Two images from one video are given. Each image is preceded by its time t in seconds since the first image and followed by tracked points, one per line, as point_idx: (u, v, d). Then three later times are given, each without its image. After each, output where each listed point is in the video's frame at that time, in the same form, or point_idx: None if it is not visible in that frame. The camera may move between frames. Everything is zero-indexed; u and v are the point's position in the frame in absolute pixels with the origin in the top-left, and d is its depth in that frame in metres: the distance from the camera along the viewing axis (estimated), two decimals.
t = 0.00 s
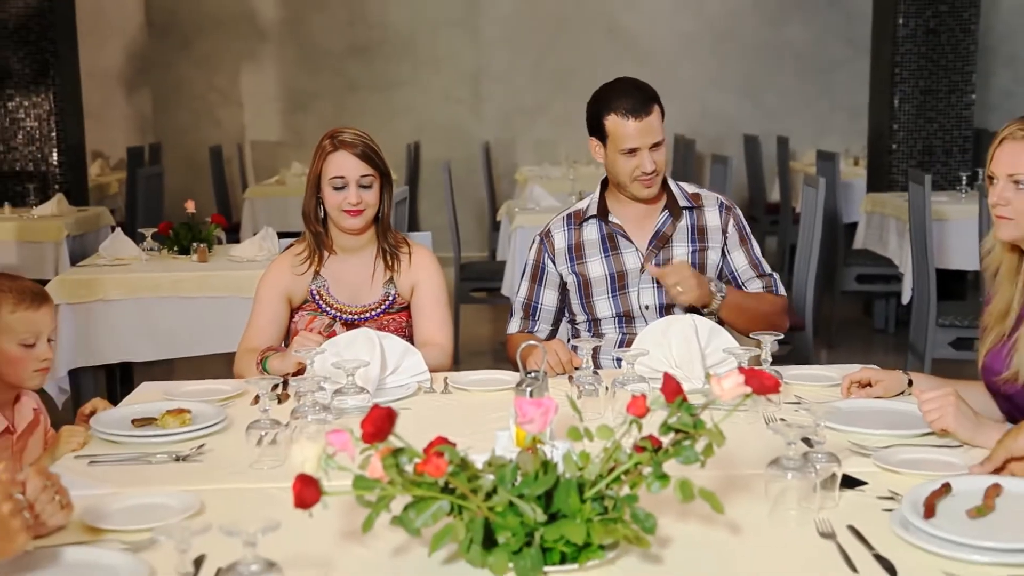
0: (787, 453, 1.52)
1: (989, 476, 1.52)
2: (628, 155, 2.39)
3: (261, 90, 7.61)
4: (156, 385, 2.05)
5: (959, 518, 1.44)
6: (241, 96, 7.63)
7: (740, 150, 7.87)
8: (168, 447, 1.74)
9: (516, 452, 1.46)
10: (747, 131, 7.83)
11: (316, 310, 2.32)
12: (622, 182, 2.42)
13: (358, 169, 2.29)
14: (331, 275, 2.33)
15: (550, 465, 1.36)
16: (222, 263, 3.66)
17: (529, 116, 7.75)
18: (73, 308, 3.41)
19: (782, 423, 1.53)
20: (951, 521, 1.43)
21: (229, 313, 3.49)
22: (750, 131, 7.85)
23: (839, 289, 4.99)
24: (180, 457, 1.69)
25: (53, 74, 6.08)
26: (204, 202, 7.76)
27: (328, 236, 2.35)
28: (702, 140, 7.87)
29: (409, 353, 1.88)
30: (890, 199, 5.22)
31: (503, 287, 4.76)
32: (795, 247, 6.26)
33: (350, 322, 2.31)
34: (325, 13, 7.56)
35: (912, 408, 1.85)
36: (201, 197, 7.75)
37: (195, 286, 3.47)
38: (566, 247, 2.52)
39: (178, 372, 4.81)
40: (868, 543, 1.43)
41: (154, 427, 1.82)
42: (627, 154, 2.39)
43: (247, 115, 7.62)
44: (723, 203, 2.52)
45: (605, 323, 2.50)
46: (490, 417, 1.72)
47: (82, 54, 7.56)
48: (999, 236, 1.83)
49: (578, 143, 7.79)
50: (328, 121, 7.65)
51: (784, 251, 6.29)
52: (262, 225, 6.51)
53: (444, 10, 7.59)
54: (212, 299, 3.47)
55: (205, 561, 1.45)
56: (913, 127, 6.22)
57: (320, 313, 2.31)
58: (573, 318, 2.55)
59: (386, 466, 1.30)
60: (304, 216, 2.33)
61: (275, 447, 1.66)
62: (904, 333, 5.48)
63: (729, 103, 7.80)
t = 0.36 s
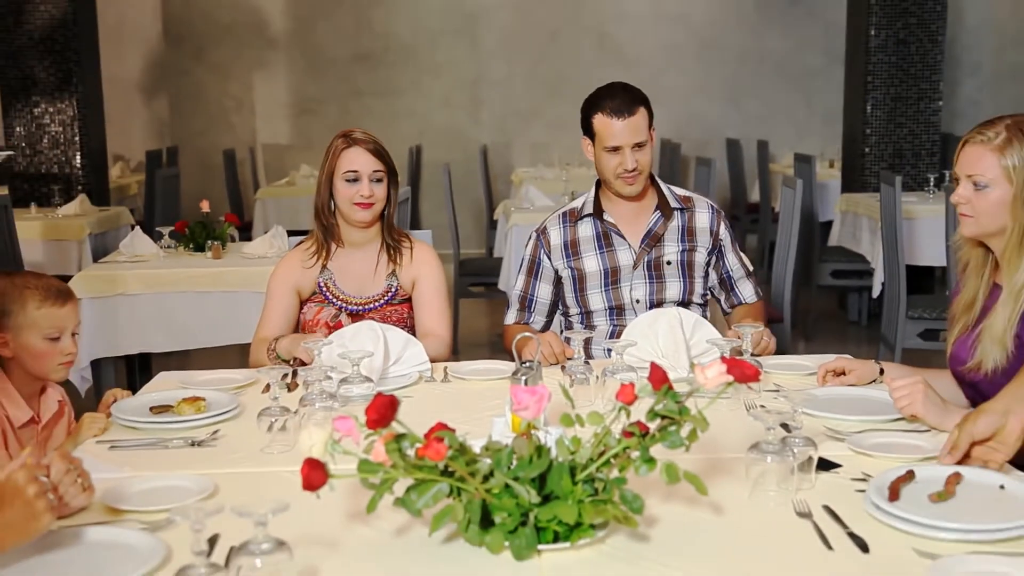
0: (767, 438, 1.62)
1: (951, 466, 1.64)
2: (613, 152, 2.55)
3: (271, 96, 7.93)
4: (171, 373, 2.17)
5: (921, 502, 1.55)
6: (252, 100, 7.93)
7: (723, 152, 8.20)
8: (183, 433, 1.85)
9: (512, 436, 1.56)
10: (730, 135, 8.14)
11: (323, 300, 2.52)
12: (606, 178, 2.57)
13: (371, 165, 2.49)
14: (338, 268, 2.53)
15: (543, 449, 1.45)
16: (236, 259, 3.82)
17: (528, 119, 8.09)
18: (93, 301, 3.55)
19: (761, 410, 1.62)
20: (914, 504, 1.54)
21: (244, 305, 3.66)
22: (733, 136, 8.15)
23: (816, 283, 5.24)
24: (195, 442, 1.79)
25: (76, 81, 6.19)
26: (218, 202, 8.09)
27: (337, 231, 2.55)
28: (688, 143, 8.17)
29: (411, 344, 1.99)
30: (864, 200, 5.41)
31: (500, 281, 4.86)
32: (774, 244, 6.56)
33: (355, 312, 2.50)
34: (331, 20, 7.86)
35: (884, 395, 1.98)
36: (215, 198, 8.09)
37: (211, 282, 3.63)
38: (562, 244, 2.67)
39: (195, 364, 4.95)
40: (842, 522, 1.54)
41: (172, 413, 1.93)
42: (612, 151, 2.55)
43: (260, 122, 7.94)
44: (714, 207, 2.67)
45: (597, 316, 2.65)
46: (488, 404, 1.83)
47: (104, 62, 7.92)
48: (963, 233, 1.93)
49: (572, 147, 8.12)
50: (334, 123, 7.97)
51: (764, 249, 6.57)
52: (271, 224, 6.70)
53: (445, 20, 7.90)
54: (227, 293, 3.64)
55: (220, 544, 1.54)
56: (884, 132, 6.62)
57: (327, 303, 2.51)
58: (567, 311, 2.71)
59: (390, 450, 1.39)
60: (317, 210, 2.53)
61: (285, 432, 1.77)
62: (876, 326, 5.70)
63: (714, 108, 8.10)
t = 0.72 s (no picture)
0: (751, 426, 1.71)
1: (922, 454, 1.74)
2: (606, 154, 2.67)
3: (281, 102, 8.28)
4: (186, 364, 2.30)
5: (896, 487, 1.64)
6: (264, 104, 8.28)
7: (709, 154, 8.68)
8: (197, 421, 1.95)
9: (507, 425, 1.66)
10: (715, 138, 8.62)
11: (329, 294, 2.62)
12: (600, 178, 2.71)
13: (375, 166, 2.59)
14: (343, 264, 2.63)
15: (539, 437, 1.53)
16: (246, 256, 3.91)
17: (525, 122, 8.48)
18: (111, 296, 3.65)
19: (745, 399, 1.71)
20: (889, 489, 1.63)
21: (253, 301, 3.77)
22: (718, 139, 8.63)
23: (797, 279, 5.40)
24: (209, 430, 1.90)
25: (95, 87, 6.39)
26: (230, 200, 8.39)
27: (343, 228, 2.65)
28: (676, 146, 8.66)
29: (413, 337, 2.10)
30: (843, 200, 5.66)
31: (497, 278, 4.96)
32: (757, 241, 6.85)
33: (359, 305, 2.60)
34: (338, 28, 8.22)
35: (861, 384, 2.11)
36: (227, 196, 8.38)
37: (225, 277, 3.72)
38: (556, 242, 2.82)
39: (207, 357, 5.13)
40: (822, 506, 1.63)
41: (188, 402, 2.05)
42: (606, 152, 2.67)
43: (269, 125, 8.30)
44: (700, 207, 2.82)
45: (590, 310, 2.81)
46: (485, 393, 1.94)
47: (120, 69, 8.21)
48: (936, 232, 2.04)
49: (567, 150, 8.51)
50: (339, 126, 8.32)
51: (747, 247, 6.83)
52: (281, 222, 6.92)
53: (445, 29, 8.28)
54: (240, 288, 3.73)
55: (230, 526, 1.62)
56: (861, 135, 7.03)
57: (333, 297, 2.61)
58: (561, 305, 2.86)
59: (393, 438, 1.47)
60: (324, 207, 2.63)
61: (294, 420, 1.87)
62: (854, 319, 5.98)
63: (701, 112, 8.57)
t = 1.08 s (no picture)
0: (740, 421, 1.77)
1: (904, 450, 1.80)
2: (602, 154, 2.79)
3: (289, 109, 8.41)
4: (195, 361, 2.41)
5: (881, 480, 1.70)
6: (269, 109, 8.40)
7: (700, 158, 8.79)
8: (207, 415, 2.03)
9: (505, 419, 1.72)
10: (706, 141, 8.73)
11: (334, 293, 2.69)
12: (595, 178, 2.81)
13: (375, 170, 2.65)
14: (348, 264, 2.70)
15: (536, 430, 1.59)
16: (254, 256, 3.98)
17: (523, 127, 8.63)
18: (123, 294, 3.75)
19: (736, 394, 1.78)
20: (874, 482, 1.69)
21: (256, 306, 3.86)
22: (708, 142, 8.74)
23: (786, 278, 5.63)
24: (217, 424, 1.97)
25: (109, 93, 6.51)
26: (239, 202, 8.51)
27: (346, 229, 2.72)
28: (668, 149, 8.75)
29: (415, 334, 2.18)
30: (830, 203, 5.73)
31: (496, 277, 5.05)
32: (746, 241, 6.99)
33: (364, 303, 2.67)
34: (341, 36, 8.36)
35: (846, 378, 2.20)
36: (236, 198, 8.50)
37: (236, 276, 3.80)
38: (554, 243, 2.91)
39: (215, 353, 5.23)
40: (810, 498, 1.69)
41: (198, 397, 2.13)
42: (601, 153, 2.79)
43: (277, 130, 8.42)
44: (691, 209, 2.93)
45: (586, 308, 2.90)
46: (484, 389, 2.01)
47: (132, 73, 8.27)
48: (920, 232, 2.11)
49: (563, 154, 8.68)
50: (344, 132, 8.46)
51: (736, 248, 6.97)
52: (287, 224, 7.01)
53: (445, 38, 8.42)
54: (250, 287, 3.81)
55: (237, 517, 1.68)
56: (847, 138, 7.10)
57: (338, 296, 2.68)
58: (559, 304, 2.95)
59: (395, 432, 1.53)
60: (327, 210, 2.70)
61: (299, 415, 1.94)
62: (841, 317, 6.09)
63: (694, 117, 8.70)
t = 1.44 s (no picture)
0: (733, 428, 1.83)
1: (890, 457, 1.86)
2: (591, 168, 2.90)
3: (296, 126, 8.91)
4: (204, 369, 2.48)
5: (869, 486, 1.76)
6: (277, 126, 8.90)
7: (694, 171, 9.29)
8: (215, 422, 2.10)
9: (504, 426, 1.78)
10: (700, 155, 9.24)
11: (339, 303, 2.76)
12: (586, 192, 2.94)
13: (375, 187, 2.73)
14: (352, 276, 2.78)
15: (534, 437, 1.64)
16: (261, 266, 4.05)
17: (522, 142, 9.14)
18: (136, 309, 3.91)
19: (728, 402, 1.84)
20: (863, 488, 1.75)
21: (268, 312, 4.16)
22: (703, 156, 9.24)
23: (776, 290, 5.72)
24: (225, 431, 2.04)
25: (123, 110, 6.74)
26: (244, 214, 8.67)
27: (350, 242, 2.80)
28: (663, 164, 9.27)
29: (417, 343, 2.25)
30: (819, 215, 5.83)
31: (496, 287, 5.12)
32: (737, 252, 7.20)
33: (367, 313, 2.75)
34: (345, 53, 8.85)
35: (835, 386, 2.28)
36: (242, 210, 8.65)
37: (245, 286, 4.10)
38: (551, 255, 3.04)
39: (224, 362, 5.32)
40: (801, 503, 1.74)
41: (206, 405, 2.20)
42: (591, 168, 2.90)
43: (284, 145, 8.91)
44: (685, 222, 3.04)
45: (583, 319, 3.03)
46: (484, 397, 2.08)
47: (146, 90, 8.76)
48: (905, 245, 2.17)
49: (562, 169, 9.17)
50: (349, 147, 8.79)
51: (730, 260, 7.14)
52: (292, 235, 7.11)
53: (446, 55, 8.92)
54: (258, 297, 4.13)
55: (245, 521, 1.73)
56: (835, 154, 7.21)
57: (343, 306, 2.75)
58: (557, 314, 3.09)
59: (397, 439, 1.58)
60: (331, 224, 2.79)
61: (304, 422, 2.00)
62: (830, 326, 6.16)
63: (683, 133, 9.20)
